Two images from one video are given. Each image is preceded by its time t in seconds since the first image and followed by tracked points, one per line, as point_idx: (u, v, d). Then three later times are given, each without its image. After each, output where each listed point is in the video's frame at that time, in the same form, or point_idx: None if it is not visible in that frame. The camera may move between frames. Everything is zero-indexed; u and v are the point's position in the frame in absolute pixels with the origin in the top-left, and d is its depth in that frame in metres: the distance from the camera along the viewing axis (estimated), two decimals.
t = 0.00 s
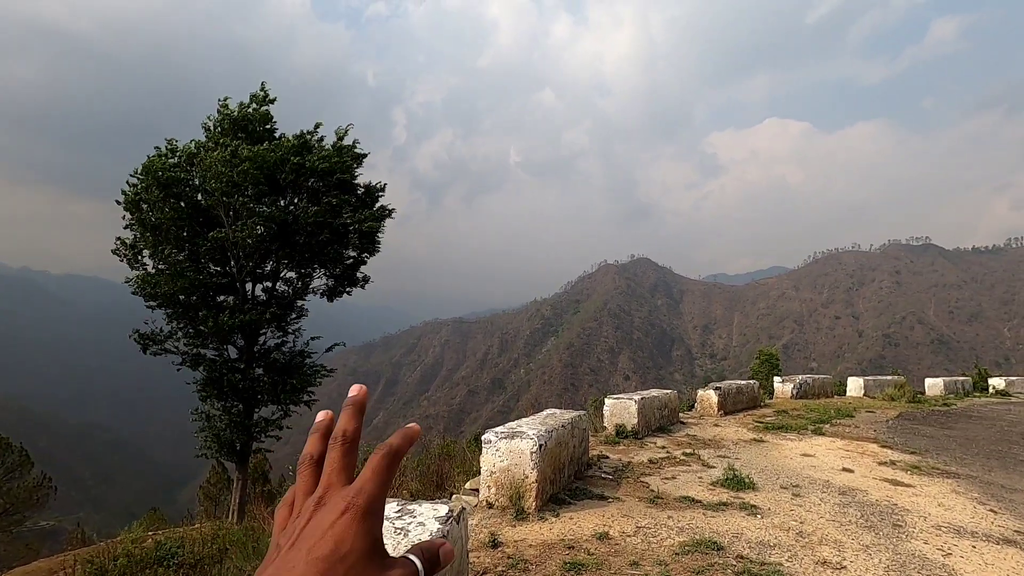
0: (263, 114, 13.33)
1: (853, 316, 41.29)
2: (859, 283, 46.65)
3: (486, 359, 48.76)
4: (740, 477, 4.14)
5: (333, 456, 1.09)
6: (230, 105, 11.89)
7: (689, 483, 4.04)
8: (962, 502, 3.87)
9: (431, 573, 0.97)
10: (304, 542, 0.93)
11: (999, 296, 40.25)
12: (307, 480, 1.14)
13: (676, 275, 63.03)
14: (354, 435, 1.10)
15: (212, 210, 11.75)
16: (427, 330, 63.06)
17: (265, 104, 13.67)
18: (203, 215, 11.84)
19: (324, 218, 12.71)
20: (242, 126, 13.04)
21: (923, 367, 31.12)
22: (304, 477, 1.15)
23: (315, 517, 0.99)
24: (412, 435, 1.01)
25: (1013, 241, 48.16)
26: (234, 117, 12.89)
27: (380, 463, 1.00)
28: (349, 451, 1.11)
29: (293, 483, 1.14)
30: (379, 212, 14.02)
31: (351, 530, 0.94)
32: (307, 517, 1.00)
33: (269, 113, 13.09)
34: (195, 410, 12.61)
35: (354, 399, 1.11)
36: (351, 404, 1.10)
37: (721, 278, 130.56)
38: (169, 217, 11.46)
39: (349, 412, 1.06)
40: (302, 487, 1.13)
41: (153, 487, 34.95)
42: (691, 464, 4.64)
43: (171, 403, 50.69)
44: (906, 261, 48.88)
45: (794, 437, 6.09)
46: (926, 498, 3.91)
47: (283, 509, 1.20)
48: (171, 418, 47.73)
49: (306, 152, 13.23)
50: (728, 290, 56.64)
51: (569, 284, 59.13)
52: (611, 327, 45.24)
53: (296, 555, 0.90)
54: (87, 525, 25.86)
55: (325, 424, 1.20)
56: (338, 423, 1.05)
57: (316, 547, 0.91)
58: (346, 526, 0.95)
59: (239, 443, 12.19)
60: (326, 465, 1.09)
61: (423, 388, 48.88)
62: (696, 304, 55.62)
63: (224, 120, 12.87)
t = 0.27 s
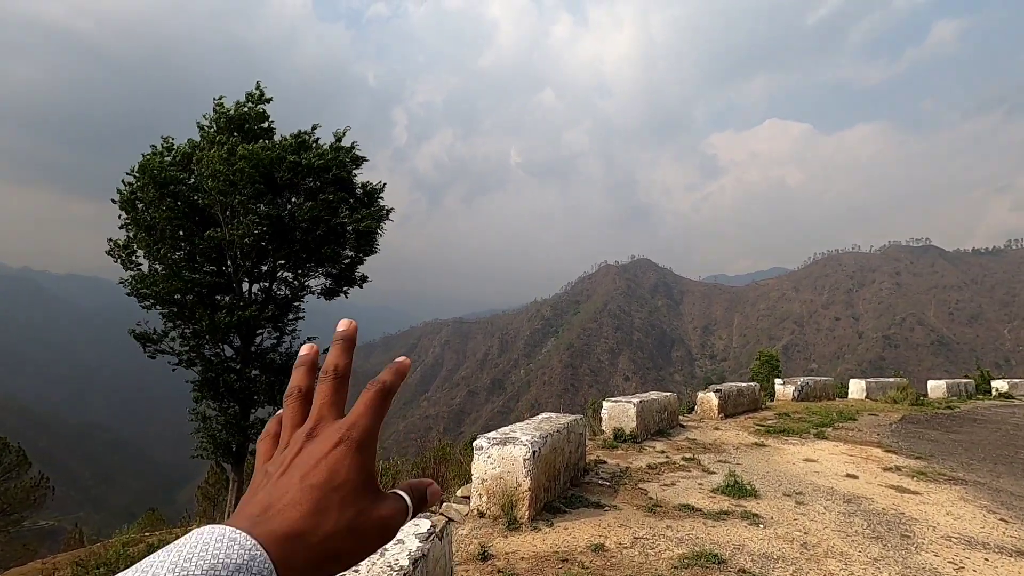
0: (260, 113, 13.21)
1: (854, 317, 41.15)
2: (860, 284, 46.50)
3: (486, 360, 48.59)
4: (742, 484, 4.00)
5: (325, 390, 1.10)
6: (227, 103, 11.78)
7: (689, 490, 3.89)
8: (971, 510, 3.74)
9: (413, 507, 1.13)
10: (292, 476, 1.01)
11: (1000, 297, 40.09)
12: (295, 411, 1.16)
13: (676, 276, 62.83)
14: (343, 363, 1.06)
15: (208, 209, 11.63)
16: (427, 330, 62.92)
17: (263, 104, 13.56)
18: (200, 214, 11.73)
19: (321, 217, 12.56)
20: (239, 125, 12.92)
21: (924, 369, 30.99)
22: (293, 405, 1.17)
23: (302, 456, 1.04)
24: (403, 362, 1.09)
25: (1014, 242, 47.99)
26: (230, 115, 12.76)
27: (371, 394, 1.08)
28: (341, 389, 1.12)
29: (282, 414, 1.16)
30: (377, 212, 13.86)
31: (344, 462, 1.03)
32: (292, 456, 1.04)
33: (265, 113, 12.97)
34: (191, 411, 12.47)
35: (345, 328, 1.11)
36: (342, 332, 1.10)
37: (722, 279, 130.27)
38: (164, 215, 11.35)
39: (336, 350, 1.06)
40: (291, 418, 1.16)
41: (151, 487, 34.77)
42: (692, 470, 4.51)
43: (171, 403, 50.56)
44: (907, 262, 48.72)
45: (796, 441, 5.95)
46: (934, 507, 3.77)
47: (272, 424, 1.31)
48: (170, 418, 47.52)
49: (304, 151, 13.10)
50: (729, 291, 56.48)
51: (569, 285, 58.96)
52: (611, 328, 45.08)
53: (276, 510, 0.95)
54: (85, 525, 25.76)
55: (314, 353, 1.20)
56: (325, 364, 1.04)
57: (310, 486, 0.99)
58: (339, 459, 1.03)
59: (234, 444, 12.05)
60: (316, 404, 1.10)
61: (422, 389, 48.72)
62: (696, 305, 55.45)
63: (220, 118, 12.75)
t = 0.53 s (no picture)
0: (257, 110, 13.09)
1: (852, 317, 41.10)
2: (858, 284, 46.45)
3: (485, 359, 48.49)
4: (744, 487, 3.91)
5: (340, 410, 1.00)
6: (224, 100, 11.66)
7: (689, 494, 3.80)
8: (978, 515, 3.64)
9: (422, 532, 1.03)
10: (307, 496, 0.93)
11: (998, 297, 40.07)
12: (310, 428, 1.05)
13: (676, 276, 62.78)
14: (359, 386, 0.98)
15: (204, 207, 11.51)
16: (426, 329, 62.83)
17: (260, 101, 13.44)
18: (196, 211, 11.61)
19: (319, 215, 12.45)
20: (236, 122, 12.79)
21: (922, 368, 30.93)
22: (306, 424, 1.05)
23: (319, 476, 0.96)
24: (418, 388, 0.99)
25: (1013, 242, 47.94)
26: (227, 113, 12.63)
27: (387, 417, 0.99)
28: (356, 411, 1.02)
29: (294, 433, 1.05)
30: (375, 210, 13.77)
31: (364, 484, 0.96)
32: (308, 475, 0.97)
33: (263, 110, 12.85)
34: (187, 411, 12.35)
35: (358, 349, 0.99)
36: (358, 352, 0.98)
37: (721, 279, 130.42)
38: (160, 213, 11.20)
39: (354, 367, 0.97)
40: (305, 438, 1.04)
41: (149, 486, 34.62)
42: (691, 473, 4.41)
43: (170, 402, 50.45)
44: (905, 262, 48.68)
45: (797, 443, 5.86)
46: (940, 512, 3.68)
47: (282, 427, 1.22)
48: (169, 417, 47.38)
49: (301, 148, 12.99)
50: (728, 291, 56.42)
51: (569, 284, 58.89)
52: (610, 327, 45.00)
53: (298, 530, 0.87)
54: (84, 524, 25.66)
55: (324, 373, 1.05)
56: (340, 390, 0.96)
57: (325, 507, 0.91)
58: (358, 481, 0.95)
59: (231, 444, 11.93)
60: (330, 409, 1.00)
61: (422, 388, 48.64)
62: (696, 305, 55.39)
63: (216, 116, 12.61)
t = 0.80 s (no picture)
0: (256, 108, 12.95)
1: (853, 316, 40.95)
2: (859, 283, 46.32)
3: (486, 359, 48.36)
4: (752, 491, 3.78)
5: (341, 445, 0.85)
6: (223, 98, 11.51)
7: (697, 498, 3.66)
8: (996, 520, 3.51)
9: (433, 564, 0.89)
10: (313, 534, 0.80)
11: (998, 297, 39.94)
12: (313, 463, 0.90)
13: (676, 275, 62.64)
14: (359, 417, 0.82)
15: (202, 205, 11.38)
16: (427, 328, 62.67)
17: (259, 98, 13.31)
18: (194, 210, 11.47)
19: (318, 213, 12.30)
20: (234, 120, 12.65)
21: (923, 368, 30.80)
22: (308, 457, 0.90)
23: (324, 512, 0.82)
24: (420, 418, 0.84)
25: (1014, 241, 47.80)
26: (225, 110, 12.49)
27: (390, 448, 0.87)
28: (358, 441, 0.87)
29: (294, 470, 0.90)
30: (374, 208, 13.65)
31: (369, 519, 0.82)
32: (312, 510, 0.83)
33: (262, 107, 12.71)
34: (185, 411, 12.21)
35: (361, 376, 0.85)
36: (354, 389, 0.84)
37: (721, 278, 130.34)
38: (157, 212, 11.06)
39: (351, 401, 0.82)
40: (307, 475, 0.90)
41: (150, 485, 34.46)
42: (698, 475, 4.27)
43: (170, 401, 50.30)
44: (906, 261, 48.54)
45: (804, 444, 5.72)
46: (957, 516, 3.55)
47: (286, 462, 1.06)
48: (169, 416, 47.24)
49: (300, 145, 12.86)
50: (728, 290, 56.25)
51: (569, 284, 58.76)
52: (611, 326, 44.85)
53: None
54: (84, 523, 25.52)
55: (328, 403, 0.87)
56: (339, 425, 0.81)
57: (332, 548, 0.77)
58: (364, 516, 0.82)
59: (230, 444, 11.80)
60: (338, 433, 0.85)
61: (422, 388, 48.50)
62: (696, 304, 55.23)
63: (214, 112, 12.46)
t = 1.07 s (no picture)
0: (258, 108, 12.82)
1: (856, 317, 40.68)
2: (862, 284, 46.02)
3: (488, 360, 48.16)
4: (766, 499, 3.63)
5: (357, 438, 0.89)
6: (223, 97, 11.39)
7: (708, 506, 3.52)
8: None
9: (453, 547, 0.91)
10: (335, 524, 0.83)
11: (1002, 299, 39.62)
12: (334, 456, 0.92)
13: (679, 277, 62.36)
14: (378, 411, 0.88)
15: (202, 205, 11.27)
16: (429, 330, 62.53)
17: (260, 98, 13.19)
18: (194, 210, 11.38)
19: (319, 213, 12.19)
20: (235, 120, 12.53)
21: (927, 370, 30.51)
22: (328, 451, 0.92)
23: (345, 501, 0.86)
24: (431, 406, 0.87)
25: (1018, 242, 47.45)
26: (227, 110, 12.39)
27: (405, 439, 0.89)
28: (374, 432, 0.90)
29: (314, 463, 0.92)
30: (376, 208, 13.54)
31: (387, 508, 0.85)
32: (335, 500, 0.86)
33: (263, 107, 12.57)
34: (185, 412, 12.11)
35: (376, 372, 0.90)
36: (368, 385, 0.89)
37: (724, 279, 130.11)
38: (157, 213, 10.96)
39: (365, 396, 0.87)
40: (328, 464, 0.92)
41: (151, 486, 34.31)
42: (708, 482, 4.13)
43: (171, 402, 50.22)
44: (909, 262, 48.22)
45: (816, 448, 5.56)
46: (982, 525, 3.39)
47: (307, 457, 1.10)
48: (171, 417, 47.11)
49: (301, 145, 12.74)
50: (731, 291, 55.98)
51: (571, 285, 58.55)
52: (613, 328, 44.64)
53: (325, 563, 0.77)
54: (87, 524, 25.41)
55: (343, 404, 0.97)
56: (356, 419, 0.85)
57: (355, 532, 0.81)
58: (382, 504, 0.85)
59: (230, 446, 11.69)
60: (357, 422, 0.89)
61: (424, 389, 48.34)
62: (699, 305, 54.98)
63: (215, 113, 12.37)
